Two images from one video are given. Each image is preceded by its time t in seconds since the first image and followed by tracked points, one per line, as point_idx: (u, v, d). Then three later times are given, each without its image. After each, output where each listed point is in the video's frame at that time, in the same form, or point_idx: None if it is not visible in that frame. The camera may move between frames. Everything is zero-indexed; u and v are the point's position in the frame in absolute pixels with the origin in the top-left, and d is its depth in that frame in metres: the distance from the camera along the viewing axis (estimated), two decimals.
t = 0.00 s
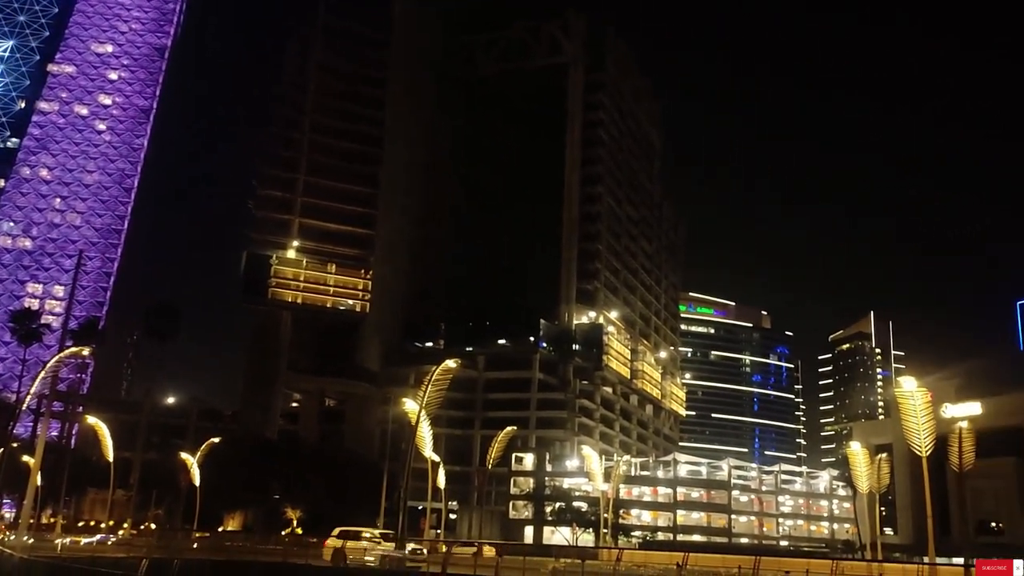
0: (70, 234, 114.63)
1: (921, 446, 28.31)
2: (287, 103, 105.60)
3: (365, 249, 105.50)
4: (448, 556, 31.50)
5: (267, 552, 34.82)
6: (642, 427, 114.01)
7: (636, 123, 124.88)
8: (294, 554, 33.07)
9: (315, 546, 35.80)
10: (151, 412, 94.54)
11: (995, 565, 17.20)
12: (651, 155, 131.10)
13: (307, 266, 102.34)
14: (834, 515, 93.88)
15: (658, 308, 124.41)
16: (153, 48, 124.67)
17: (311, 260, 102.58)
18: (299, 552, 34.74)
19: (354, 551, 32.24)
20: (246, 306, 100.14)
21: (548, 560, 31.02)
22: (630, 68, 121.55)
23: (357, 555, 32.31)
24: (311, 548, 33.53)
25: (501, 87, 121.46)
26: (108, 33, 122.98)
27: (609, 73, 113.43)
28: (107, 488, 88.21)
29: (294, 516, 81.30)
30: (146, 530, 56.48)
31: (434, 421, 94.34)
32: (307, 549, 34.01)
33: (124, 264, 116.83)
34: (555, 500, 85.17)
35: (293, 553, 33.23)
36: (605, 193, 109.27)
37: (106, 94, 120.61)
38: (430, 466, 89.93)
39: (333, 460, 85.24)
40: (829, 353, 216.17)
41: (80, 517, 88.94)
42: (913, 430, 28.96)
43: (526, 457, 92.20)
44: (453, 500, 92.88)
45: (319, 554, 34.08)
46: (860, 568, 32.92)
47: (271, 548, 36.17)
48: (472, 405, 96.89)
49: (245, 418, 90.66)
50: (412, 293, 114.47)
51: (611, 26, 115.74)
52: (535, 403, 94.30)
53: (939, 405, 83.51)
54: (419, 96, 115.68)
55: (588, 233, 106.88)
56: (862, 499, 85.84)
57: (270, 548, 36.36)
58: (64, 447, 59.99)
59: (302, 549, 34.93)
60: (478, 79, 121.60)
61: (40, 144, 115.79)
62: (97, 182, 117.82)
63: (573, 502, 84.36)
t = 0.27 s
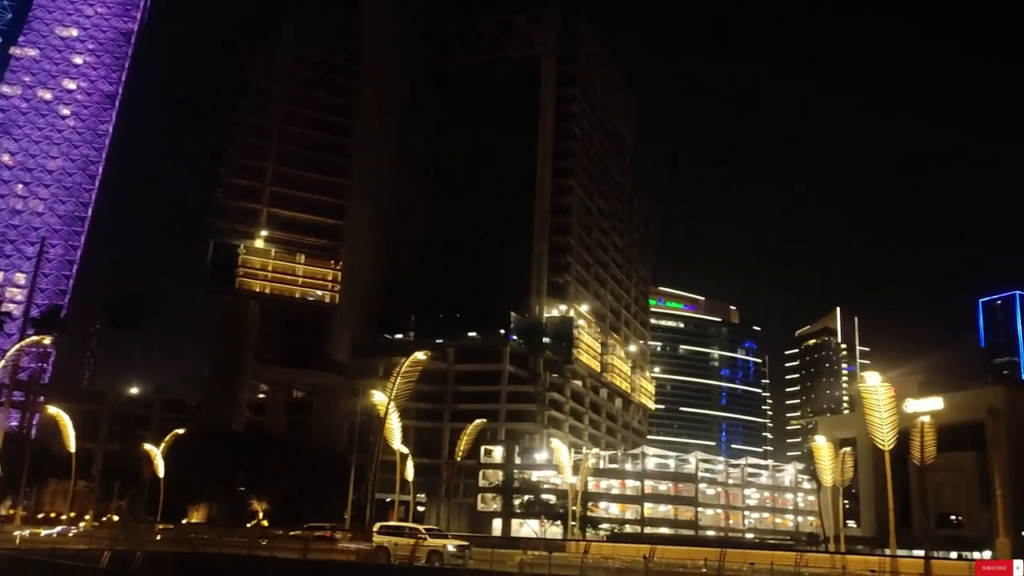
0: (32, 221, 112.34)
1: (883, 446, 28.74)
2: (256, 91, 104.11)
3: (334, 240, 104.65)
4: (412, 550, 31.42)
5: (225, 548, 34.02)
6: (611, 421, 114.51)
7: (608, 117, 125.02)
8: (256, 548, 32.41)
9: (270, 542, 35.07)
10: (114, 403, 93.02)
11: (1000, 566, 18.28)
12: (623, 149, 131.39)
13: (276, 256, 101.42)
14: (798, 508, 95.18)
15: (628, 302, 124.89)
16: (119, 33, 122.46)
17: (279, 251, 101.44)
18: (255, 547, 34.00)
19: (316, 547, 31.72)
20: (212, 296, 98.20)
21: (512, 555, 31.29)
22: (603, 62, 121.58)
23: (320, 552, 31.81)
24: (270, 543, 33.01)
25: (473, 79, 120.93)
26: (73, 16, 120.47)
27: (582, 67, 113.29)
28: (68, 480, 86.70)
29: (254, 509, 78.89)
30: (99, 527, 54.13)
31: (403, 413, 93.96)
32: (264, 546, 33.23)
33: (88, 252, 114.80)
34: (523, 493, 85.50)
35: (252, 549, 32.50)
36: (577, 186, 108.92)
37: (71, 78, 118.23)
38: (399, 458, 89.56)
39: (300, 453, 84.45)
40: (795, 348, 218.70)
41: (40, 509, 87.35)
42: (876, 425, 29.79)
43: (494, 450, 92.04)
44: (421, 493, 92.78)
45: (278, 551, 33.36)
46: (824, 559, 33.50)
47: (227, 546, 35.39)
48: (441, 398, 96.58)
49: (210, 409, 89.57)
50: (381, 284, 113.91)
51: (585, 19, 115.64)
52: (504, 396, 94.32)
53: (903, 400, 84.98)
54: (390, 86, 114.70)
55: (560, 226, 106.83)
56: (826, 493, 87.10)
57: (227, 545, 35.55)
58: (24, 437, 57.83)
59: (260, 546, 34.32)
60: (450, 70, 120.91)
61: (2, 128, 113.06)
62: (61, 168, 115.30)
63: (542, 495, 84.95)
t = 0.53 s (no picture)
0: None
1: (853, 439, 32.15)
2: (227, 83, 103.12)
3: (305, 235, 103.73)
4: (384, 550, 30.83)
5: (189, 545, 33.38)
6: (581, 418, 114.80)
7: (582, 115, 125.30)
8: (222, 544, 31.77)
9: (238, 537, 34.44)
10: (79, 399, 91.51)
11: (997, 565, 24.03)
12: (596, 147, 131.73)
13: (245, 251, 99.96)
14: (766, 505, 95.89)
15: (599, 299, 125.24)
16: (87, 23, 119.98)
17: (248, 245, 100.30)
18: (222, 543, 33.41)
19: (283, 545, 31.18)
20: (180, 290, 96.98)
21: (488, 551, 31.16)
22: (576, 60, 121.83)
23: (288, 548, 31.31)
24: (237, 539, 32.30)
25: (446, 75, 120.65)
26: (38, 5, 117.75)
27: (555, 64, 113.35)
28: (30, 476, 85.29)
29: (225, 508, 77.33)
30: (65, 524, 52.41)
31: (373, 410, 93.52)
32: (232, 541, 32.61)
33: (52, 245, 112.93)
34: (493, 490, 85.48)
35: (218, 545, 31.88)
36: (550, 183, 108.86)
37: (36, 68, 115.83)
38: (369, 455, 89.11)
39: (269, 449, 83.67)
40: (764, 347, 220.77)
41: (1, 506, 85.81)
42: (843, 424, 32.78)
43: (465, 446, 91.74)
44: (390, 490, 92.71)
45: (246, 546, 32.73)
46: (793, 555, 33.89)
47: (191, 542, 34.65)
48: (412, 394, 96.21)
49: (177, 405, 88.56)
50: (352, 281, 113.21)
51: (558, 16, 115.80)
52: (475, 394, 94.24)
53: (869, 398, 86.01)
54: (363, 81, 114.04)
55: (532, 223, 106.75)
56: (794, 490, 87.87)
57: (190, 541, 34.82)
58: None
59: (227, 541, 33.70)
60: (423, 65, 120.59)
61: None
62: (25, 160, 113.36)
63: (511, 492, 85.22)
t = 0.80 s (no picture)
0: None
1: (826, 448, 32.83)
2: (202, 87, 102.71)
3: (281, 239, 103.19)
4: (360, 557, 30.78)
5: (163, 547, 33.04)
6: (558, 423, 114.93)
7: (558, 120, 125.76)
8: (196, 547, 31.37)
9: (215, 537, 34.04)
10: (50, 404, 90.35)
11: (994, 564, 18.80)
12: (573, 152, 132.18)
13: (219, 255, 99.61)
14: (742, 509, 96.25)
15: (576, 304, 125.53)
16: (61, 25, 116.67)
17: (223, 250, 99.89)
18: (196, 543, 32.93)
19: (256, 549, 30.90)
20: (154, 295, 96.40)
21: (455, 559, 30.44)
22: (553, 66, 122.38)
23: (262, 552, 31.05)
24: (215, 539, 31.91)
25: (423, 80, 120.80)
26: (11, 6, 114.70)
27: (532, 69, 113.83)
28: None
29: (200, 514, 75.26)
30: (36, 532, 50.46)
31: (349, 416, 93.24)
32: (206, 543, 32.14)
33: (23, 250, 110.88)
34: (469, 495, 85.33)
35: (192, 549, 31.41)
36: (526, 188, 109.08)
37: (8, 71, 113.19)
38: (344, 461, 88.73)
39: (244, 455, 83.06)
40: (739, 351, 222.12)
41: None
42: (817, 427, 33.41)
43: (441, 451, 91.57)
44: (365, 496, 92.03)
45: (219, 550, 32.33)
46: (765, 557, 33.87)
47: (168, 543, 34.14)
48: (388, 400, 95.99)
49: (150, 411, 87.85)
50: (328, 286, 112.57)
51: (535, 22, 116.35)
52: (451, 399, 94.24)
53: (842, 402, 86.82)
54: (340, 85, 113.88)
55: (509, 228, 106.85)
56: (769, 494, 88.31)
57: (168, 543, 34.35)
58: None
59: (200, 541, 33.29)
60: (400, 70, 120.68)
61: None
62: None
63: (487, 498, 85.20)
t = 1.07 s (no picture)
0: None
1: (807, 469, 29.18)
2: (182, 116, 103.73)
3: (261, 267, 102.87)
4: None
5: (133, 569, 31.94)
6: (540, 450, 114.51)
7: (539, 146, 126.39)
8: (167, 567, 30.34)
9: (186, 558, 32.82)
10: (25, 434, 90.15)
11: (997, 566, 28.76)
12: (554, 178, 132.74)
13: (199, 283, 98.86)
14: (725, 535, 95.70)
15: (558, 330, 125.54)
16: (40, 55, 91.75)
17: (203, 278, 99.30)
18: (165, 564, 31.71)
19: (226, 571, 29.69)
20: (133, 324, 95.99)
21: None
22: (534, 93, 123.42)
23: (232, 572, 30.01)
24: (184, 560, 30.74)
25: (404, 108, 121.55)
26: None
27: (512, 96, 114.72)
28: None
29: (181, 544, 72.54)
30: (11, 566, 47.44)
31: (330, 444, 92.91)
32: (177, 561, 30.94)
33: None
34: (451, 523, 84.20)
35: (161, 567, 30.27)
36: (507, 214, 109.52)
37: None
38: (325, 489, 88.13)
39: (224, 487, 82.11)
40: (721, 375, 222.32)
41: None
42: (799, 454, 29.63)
43: (423, 479, 91.57)
44: (347, 526, 90.80)
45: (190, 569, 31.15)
46: None
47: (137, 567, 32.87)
48: (369, 428, 95.72)
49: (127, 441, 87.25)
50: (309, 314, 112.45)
51: (515, 50, 117.52)
52: (433, 425, 94.26)
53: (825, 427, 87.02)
54: (321, 113, 114.43)
55: (491, 254, 107.09)
56: (751, 518, 88.03)
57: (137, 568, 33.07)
58: None
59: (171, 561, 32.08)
60: (381, 97, 121.68)
61: None
62: None
63: (470, 525, 84.09)
